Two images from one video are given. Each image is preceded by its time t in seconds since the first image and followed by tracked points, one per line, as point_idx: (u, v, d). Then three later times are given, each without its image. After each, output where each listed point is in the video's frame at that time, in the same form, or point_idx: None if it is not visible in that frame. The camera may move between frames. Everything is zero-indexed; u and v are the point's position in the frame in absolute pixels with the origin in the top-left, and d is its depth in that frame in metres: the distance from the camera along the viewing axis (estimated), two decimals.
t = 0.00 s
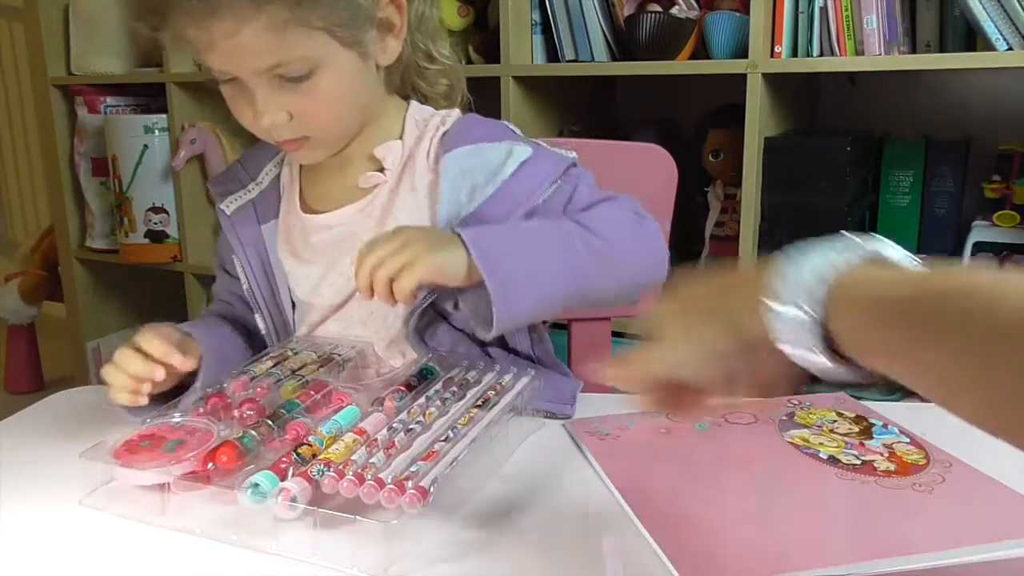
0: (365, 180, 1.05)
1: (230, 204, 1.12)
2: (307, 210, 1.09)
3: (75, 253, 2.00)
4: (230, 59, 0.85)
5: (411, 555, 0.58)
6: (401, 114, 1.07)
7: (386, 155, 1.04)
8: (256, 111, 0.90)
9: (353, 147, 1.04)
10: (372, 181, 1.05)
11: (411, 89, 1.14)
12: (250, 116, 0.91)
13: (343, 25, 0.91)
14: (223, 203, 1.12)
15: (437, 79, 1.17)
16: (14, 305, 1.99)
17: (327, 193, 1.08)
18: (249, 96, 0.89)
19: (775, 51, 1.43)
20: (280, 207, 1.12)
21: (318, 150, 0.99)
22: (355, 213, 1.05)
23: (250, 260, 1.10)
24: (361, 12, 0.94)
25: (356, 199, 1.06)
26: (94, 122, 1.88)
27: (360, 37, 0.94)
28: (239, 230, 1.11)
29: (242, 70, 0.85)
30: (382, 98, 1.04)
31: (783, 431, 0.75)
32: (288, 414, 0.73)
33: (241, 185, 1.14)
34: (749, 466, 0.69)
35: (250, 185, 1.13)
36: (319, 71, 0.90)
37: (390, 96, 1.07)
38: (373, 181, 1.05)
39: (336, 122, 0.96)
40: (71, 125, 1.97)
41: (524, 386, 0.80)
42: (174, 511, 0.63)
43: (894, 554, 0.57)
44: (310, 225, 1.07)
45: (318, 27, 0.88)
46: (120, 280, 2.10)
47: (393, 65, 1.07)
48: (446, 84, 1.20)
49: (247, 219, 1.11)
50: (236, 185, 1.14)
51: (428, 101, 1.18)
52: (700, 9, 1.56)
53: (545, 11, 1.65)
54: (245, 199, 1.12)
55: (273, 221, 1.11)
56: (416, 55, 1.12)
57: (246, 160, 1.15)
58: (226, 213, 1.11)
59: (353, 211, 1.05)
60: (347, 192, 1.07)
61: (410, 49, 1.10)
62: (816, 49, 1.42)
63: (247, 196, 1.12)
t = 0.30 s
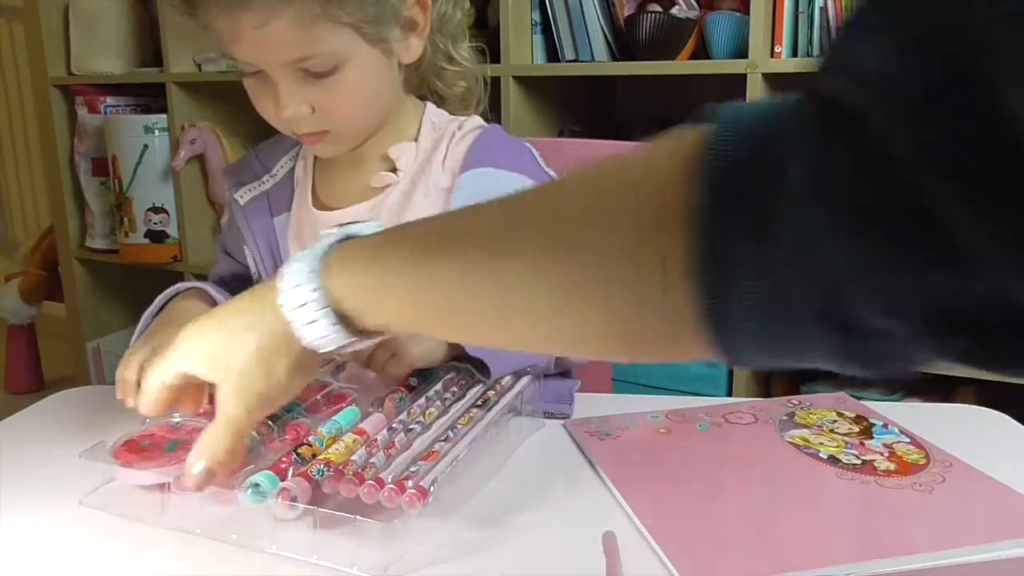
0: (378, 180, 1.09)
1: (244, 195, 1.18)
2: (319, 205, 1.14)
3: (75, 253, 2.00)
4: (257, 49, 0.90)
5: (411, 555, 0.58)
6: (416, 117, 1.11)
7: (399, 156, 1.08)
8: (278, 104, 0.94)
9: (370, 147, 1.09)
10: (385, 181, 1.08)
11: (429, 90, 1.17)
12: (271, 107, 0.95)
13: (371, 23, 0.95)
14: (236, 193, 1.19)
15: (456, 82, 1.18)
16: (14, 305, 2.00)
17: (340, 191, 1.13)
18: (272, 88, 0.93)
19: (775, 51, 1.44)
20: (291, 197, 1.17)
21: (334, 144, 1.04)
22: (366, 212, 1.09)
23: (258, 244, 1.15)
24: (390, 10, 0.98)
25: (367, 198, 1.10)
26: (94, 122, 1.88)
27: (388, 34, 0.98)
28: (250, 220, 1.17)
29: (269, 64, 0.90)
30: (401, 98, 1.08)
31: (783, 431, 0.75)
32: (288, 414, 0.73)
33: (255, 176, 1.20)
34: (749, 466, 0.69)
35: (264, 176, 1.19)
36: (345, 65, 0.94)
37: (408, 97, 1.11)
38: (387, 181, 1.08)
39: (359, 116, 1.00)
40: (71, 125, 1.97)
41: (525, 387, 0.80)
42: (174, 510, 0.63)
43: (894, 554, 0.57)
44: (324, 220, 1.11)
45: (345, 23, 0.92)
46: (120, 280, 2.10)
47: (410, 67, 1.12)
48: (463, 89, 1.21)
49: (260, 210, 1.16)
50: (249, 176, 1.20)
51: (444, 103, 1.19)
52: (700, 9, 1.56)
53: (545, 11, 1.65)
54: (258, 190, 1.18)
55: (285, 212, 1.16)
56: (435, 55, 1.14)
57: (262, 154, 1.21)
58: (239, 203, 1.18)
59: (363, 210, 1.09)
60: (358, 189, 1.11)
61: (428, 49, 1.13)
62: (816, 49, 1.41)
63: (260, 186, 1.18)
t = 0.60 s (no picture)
0: (391, 177, 1.09)
1: (252, 188, 1.18)
2: (329, 202, 1.14)
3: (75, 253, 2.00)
4: (277, 51, 0.90)
5: (412, 555, 0.58)
6: (430, 117, 1.12)
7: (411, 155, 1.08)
8: (295, 104, 0.95)
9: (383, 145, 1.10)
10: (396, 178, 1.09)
11: (441, 93, 1.18)
12: (289, 107, 0.96)
13: (393, 27, 0.96)
14: (244, 186, 1.18)
15: (468, 84, 1.19)
16: (14, 305, 1.99)
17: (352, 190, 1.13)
18: (291, 88, 0.94)
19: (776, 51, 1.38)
20: (300, 194, 1.17)
21: (348, 143, 1.04)
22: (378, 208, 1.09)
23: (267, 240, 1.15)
24: (412, 14, 0.99)
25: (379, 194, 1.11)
26: (93, 122, 1.89)
27: (408, 38, 0.99)
28: (258, 215, 1.17)
29: (288, 63, 0.91)
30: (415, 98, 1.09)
31: (783, 431, 0.75)
32: (288, 415, 0.74)
33: (263, 171, 1.20)
34: (749, 465, 0.69)
35: (273, 172, 1.19)
36: (364, 68, 0.96)
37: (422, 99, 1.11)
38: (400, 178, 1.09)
39: (375, 117, 1.01)
40: (71, 125, 1.97)
41: (525, 387, 0.80)
42: (174, 509, 0.63)
43: (894, 554, 0.56)
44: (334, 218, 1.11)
45: (367, 26, 0.93)
46: (120, 280, 2.10)
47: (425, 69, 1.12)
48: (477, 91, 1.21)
49: (269, 205, 1.17)
50: (258, 171, 1.20)
51: (456, 105, 1.19)
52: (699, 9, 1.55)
53: (546, 11, 1.65)
54: (266, 184, 1.18)
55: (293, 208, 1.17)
56: (451, 59, 1.15)
57: (270, 151, 1.21)
58: (246, 196, 1.17)
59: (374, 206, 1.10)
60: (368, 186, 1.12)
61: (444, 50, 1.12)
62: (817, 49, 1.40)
63: (268, 181, 1.18)
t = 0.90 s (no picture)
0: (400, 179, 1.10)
1: (257, 185, 1.18)
2: (336, 198, 1.15)
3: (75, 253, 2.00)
4: (300, 55, 0.90)
5: (417, 554, 0.58)
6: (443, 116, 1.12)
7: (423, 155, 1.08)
8: (313, 107, 0.95)
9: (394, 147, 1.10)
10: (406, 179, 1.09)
11: (455, 95, 1.17)
12: (306, 109, 0.96)
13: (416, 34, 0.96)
14: (249, 183, 1.18)
15: (481, 85, 1.18)
16: (14, 305, 1.99)
17: (359, 188, 1.14)
18: (311, 92, 0.94)
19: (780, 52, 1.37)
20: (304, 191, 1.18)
21: (362, 147, 1.05)
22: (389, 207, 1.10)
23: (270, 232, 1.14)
24: (435, 20, 0.99)
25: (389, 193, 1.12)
26: (93, 122, 1.88)
27: (429, 45, 0.99)
28: (263, 212, 1.17)
29: (312, 67, 0.91)
30: (430, 103, 1.08)
31: (783, 431, 0.75)
32: (291, 417, 0.74)
33: (268, 168, 1.21)
34: (751, 464, 0.69)
35: (277, 169, 1.20)
36: (384, 75, 0.96)
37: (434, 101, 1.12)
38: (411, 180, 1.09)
39: (391, 121, 1.01)
40: (71, 125, 1.97)
41: (529, 388, 0.80)
42: (177, 511, 0.63)
43: (895, 554, 0.56)
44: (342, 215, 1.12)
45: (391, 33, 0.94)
46: (119, 281, 2.10)
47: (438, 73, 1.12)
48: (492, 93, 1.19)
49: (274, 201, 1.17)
50: (263, 168, 1.20)
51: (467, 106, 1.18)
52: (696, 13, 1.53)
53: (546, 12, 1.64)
54: (272, 181, 1.18)
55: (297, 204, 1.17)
56: (462, 60, 1.14)
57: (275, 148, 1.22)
58: (251, 193, 1.17)
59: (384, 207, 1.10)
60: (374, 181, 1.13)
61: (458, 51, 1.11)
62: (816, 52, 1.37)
63: (273, 178, 1.19)
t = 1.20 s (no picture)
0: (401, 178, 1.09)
1: (257, 191, 1.18)
2: (336, 199, 1.15)
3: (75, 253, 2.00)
4: (303, 56, 0.91)
5: (421, 554, 0.58)
6: (443, 116, 1.11)
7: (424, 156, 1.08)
8: (314, 107, 0.96)
9: (393, 149, 1.09)
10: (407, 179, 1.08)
11: (457, 96, 1.18)
12: (306, 109, 0.97)
13: (418, 33, 0.96)
14: (249, 189, 1.18)
15: (483, 86, 1.17)
16: (14, 305, 1.99)
17: (359, 188, 1.13)
18: (311, 92, 0.95)
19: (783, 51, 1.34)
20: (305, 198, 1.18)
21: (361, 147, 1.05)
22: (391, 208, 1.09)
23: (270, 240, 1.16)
24: (435, 18, 0.98)
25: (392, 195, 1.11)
26: (94, 122, 1.88)
27: (428, 44, 0.98)
28: (264, 220, 1.18)
29: (313, 65, 0.92)
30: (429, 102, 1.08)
31: (783, 431, 0.75)
32: (295, 420, 0.74)
33: (268, 172, 1.20)
34: (750, 464, 0.69)
35: (277, 173, 1.20)
36: (384, 74, 0.96)
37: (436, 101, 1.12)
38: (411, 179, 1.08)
39: (394, 121, 1.01)
40: (71, 125, 1.97)
41: (530, 388, 0.80)
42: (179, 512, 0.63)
43: (893, 554, 0.56)
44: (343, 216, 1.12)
45: (393, 33, 0.94)
46: (119, 280, 2.10)
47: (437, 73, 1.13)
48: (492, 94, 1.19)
49: (274, 209, 1.17)
50: (262, 172, 1.20)
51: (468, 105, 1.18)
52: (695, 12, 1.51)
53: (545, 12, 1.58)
54: (272, 187, 1.19)
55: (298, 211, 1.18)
56: (464, 60, 1.14)
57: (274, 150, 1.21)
58: (251, 200, 1.18)
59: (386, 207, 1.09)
60: (378, 186, 1.12)
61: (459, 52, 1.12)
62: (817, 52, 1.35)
63: (274, 183, 1.19)
